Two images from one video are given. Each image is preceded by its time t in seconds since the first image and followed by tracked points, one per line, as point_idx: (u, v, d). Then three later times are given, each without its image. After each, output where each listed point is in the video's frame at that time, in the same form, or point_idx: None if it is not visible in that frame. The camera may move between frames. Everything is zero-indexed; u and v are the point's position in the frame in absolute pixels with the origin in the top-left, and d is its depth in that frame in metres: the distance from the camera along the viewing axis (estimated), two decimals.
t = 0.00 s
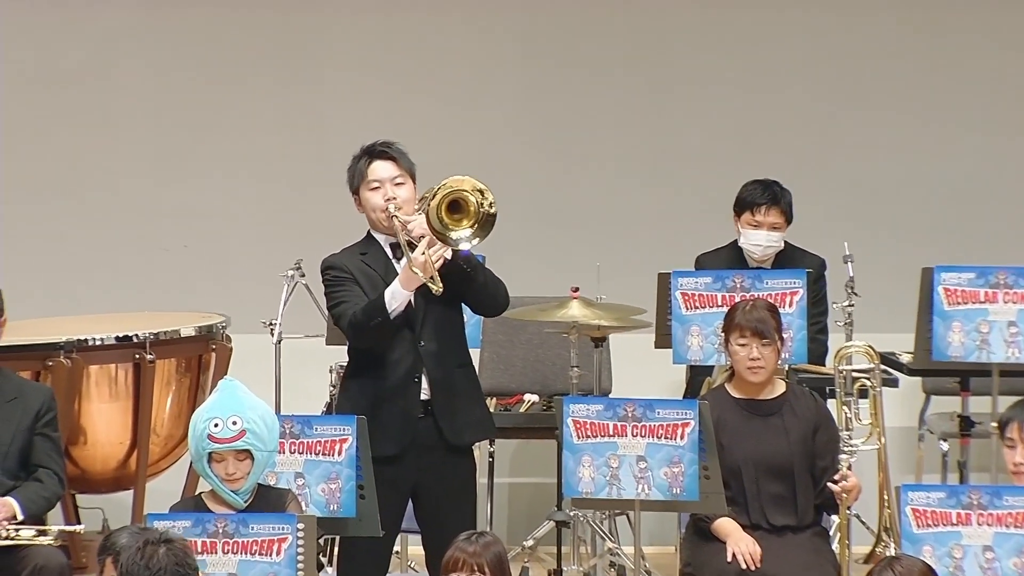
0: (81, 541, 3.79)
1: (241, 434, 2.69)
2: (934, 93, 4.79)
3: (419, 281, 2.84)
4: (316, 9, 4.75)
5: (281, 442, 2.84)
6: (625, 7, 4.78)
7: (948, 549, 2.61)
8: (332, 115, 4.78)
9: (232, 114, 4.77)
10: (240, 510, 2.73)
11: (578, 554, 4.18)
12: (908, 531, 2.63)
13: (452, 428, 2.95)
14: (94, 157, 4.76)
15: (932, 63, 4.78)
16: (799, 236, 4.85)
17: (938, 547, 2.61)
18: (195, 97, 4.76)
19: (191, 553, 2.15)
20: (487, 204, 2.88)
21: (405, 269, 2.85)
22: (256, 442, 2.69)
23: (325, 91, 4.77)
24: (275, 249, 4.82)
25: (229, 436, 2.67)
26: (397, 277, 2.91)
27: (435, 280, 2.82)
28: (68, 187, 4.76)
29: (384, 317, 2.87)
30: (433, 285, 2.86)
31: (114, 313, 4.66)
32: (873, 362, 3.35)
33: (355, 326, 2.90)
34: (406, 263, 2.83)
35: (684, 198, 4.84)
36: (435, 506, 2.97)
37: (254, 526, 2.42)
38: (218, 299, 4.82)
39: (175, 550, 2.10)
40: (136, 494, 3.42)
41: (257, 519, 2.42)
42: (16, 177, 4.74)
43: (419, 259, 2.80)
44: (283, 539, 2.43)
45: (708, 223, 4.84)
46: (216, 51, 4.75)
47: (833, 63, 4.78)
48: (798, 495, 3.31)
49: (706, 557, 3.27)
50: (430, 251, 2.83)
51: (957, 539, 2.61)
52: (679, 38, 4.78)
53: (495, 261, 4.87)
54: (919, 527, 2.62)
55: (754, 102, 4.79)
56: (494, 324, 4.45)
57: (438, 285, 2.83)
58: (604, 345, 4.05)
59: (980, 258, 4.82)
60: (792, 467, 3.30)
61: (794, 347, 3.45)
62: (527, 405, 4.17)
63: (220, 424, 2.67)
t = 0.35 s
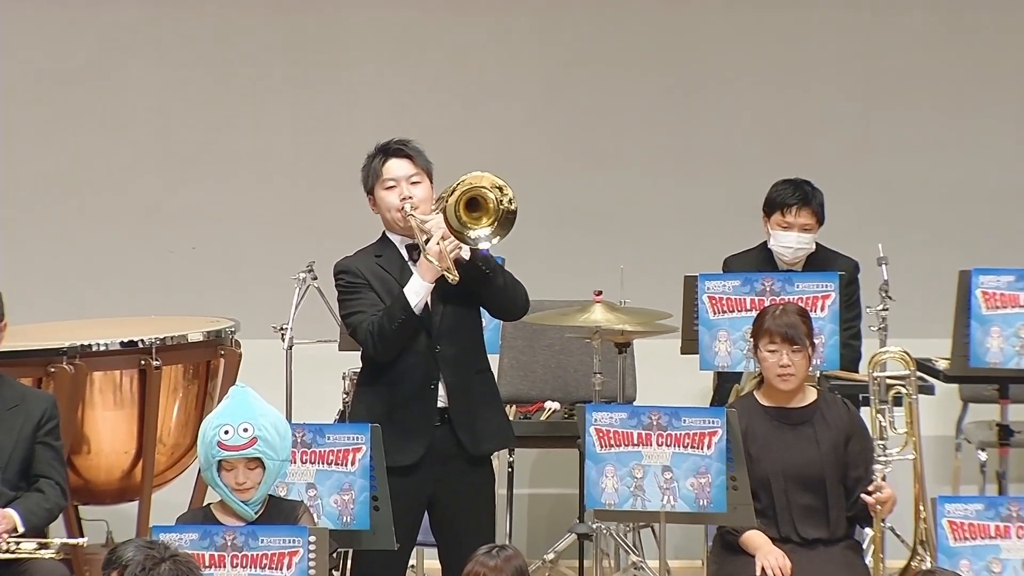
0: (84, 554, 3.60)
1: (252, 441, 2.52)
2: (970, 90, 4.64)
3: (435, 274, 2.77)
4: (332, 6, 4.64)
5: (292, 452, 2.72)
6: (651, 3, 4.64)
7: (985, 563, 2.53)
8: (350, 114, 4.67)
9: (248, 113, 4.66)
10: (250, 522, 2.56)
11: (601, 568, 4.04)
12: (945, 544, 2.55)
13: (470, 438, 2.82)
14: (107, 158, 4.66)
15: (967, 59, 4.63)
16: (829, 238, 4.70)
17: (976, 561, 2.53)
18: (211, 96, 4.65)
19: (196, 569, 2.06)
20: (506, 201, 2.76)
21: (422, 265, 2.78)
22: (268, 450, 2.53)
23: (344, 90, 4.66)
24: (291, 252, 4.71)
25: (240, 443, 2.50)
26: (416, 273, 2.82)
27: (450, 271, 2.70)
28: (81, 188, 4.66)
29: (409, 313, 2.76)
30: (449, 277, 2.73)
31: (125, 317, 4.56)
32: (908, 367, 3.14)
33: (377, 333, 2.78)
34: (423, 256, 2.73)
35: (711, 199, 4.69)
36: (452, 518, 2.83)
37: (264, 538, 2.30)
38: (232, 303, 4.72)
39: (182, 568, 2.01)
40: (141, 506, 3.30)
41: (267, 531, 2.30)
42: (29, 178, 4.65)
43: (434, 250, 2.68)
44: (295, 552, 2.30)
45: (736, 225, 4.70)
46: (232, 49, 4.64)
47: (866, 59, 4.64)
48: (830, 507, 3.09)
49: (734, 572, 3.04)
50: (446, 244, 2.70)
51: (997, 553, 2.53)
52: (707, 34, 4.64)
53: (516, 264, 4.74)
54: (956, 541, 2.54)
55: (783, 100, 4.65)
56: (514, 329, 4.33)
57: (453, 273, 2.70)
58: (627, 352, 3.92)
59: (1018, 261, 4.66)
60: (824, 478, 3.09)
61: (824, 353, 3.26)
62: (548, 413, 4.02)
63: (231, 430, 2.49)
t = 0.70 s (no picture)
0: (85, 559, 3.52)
1: (258, 445, 2.42)
2: (993, 86, 4.55)
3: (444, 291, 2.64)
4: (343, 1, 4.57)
5: (298, 457, 2.64)
6: None
7: (1010, 571, 2.44)
8: (361, 113, 4.60)
9: (258, 112, 4.59)
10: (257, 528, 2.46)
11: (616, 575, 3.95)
12: (968, 551, 2.46)
13: (482, 443, 2.73)
14: (115, 157, 4.59)
15: (990, 55, 4.54)
16: (849, 238, 4.60)
17: (1001, 569, 2.44)
18: (220, 94, 4.59)
19: None
20: (517, 207, 2.66)
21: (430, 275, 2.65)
22: (274, 455, 2.43)
23: (355, 88, 4.59)
24: (301, 253, 4.64)
25: (245, 447, 2.41)
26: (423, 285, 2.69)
27: (462, 292, 2.61)
28: (88, 188, 4.60)
29: (414, 327, 2.65)
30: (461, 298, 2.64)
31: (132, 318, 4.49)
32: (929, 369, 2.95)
33: (383, 339, 2.68)
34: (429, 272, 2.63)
35: (728, 198, 4.61)
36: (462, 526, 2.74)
37: (269, 545, 2.21)
38: (241, 304, 4.65)
39: None
40: (144, 512, 3.23)
41: (273, 537, 2.21)
42: (36, 177, 4.58)
43: (445, 266, 2.61)
44: (301, 559, 2.21)
45: (753, 224, 4.62)
46: (241, 46, 4.57)
47: (888, 55, 4.55)
48: (851, 513, 2.98)
49: None
50: (459, 255, 2.63)
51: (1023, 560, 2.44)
52: (725, 30, 4.56)
53: (528, 264, 4.66)
54: (980, 547, 2.45)
55: (803, 97, 4.57)
56: (526, 331, 4.24)
57: (468, 299, 2.61)
58: (642, 354, 3.83)
59: None
60: (845, 484, 2.98)
61: (845, 354, 3.15)
62: (560, 416, 3.90)
63: (236, 434, 2.41)
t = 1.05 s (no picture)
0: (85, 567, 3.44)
1: (261, 450, 2.26)
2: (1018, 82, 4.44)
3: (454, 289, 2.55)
4: None
5: (302, 462, 2.53)
6: None
7: None
8: (371, 111, 4.51)
9: (267, 110, 4.51)
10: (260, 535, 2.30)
11: None
12: (994, 560, 2.35)
13: (491, 448, 2.63)
14: (121, 156, 4.52)
15: (1015, 49, 4.44)
16: (870, 237, 4.50)
17: None
18: (228, 92, 4.51)
19: None
20: (531, 210, 2.54)
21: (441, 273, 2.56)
22: (278, 459, 2.27)
23: (366, 86, 4.50)
24: (309, 254, 4.56)
25: (247, 451, 2.25)
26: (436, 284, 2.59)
27: (474, 292, 2.53)
28: (93, 188, 4.52)
29: (427, 327, 2.56)
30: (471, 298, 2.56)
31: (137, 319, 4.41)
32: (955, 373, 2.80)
33: (392, 345, 2.59)
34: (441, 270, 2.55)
35: (746, 196, 4.51)
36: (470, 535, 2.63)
37: (273, 552, 2.10)
38: (248, 305, 4.57)
39: None
40: (144, 519, 3.14)
41: (276, 544, 2.10)
42: (40, 178, 4.52)
43: (453, 264, 2.52)
44: (306, 568, 2.10)
45: (771, 223, 4.52)
46: (249, 42, 4.50)
47: (909, 50, 4.45)
48: (874, 521, 2.86)
49: None
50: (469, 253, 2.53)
51: None
52: (743, 24, 4.46)
53: (540, 264, 4.56)
54: (1007, 555, 2.34)
55: (822, 93, 4.47)
56: (537, 332, 4.15)
57: (477, 300, 2.54)
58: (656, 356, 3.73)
59: None
60: (867, 490, 2.86)
61: (867, 357, 3.04)
62: (573, 420, 3.82)
63: (238, 438, 2.24)
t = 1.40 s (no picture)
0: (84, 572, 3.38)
1: (260, 452, 2.18)
2: None
3: (460, 274, 2.49)
4: None
5: (305, 464, 2.44)
6: None
7: None
8: (379, 109, 4.46)
9: (272, 108, 4.46)
10: (260, 539, 2.23)
11: None
12: (1011, 566, 2.27)
13: (498, 450, 2.56)
14: (123, 155, 4.47)
15: None
16: (884, 236, 4.44)
17: None
18: (234, 90, 4.46)
19: None
20: (537, 195, 2.55)
21: (446, 264, 2.50)
22: (278, 461, 2.18)
23: (373, 84, 4.45)
24: (315, 254, 4.51)
25: (247, 454, 2.16)
26: (439, 276, 2.53)
27: (479, 268, 2.44)
28: (96, 188, 4.47)
29: (432, 316, 2.48)
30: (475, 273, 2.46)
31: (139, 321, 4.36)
32: (971, 374, 2.71)
33: (398, 339, 2.51)
34: (448, 255, 2.48)
35: (757, 195, 4.45)
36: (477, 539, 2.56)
37: (274, 559, 2.00)
38: (252, 306, 4.51)
39: None
40: (143, 523, 3.08)
41: (277, 549, 2.00)
42: (42, 177, 4.46)
43: (460, 248, 2.45)
44: (308, 574, 2.00)
45: (783, 222, 4.46)
46: (253, 40, 4.44)
47: (925, 46, 4.39)
48: (887, 525, 2.78)
49: None
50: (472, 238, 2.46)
51: None
52: (755, 21, 4.39)
53: (548, 264, 4.50)
54: None
55: (836, 90, 4.41)
56: (545, 331, 4.08)
57: (481, 271, 2.44)
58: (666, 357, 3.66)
59: None
60: (881, 494, 2.78)
61: (881, 358, 2.95)
62: (581, 423, 3.76)
63: (237, 440, 2.15)
